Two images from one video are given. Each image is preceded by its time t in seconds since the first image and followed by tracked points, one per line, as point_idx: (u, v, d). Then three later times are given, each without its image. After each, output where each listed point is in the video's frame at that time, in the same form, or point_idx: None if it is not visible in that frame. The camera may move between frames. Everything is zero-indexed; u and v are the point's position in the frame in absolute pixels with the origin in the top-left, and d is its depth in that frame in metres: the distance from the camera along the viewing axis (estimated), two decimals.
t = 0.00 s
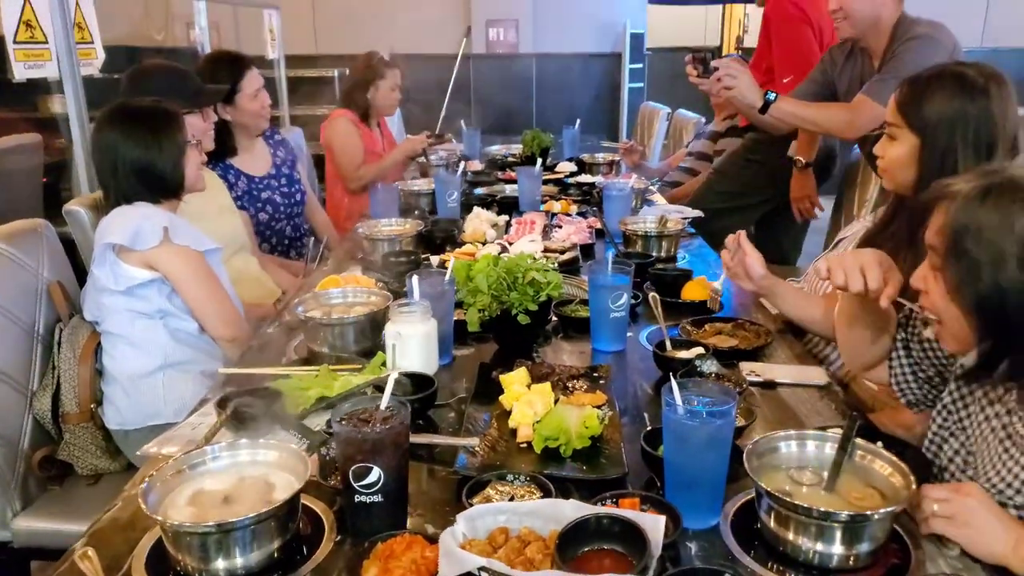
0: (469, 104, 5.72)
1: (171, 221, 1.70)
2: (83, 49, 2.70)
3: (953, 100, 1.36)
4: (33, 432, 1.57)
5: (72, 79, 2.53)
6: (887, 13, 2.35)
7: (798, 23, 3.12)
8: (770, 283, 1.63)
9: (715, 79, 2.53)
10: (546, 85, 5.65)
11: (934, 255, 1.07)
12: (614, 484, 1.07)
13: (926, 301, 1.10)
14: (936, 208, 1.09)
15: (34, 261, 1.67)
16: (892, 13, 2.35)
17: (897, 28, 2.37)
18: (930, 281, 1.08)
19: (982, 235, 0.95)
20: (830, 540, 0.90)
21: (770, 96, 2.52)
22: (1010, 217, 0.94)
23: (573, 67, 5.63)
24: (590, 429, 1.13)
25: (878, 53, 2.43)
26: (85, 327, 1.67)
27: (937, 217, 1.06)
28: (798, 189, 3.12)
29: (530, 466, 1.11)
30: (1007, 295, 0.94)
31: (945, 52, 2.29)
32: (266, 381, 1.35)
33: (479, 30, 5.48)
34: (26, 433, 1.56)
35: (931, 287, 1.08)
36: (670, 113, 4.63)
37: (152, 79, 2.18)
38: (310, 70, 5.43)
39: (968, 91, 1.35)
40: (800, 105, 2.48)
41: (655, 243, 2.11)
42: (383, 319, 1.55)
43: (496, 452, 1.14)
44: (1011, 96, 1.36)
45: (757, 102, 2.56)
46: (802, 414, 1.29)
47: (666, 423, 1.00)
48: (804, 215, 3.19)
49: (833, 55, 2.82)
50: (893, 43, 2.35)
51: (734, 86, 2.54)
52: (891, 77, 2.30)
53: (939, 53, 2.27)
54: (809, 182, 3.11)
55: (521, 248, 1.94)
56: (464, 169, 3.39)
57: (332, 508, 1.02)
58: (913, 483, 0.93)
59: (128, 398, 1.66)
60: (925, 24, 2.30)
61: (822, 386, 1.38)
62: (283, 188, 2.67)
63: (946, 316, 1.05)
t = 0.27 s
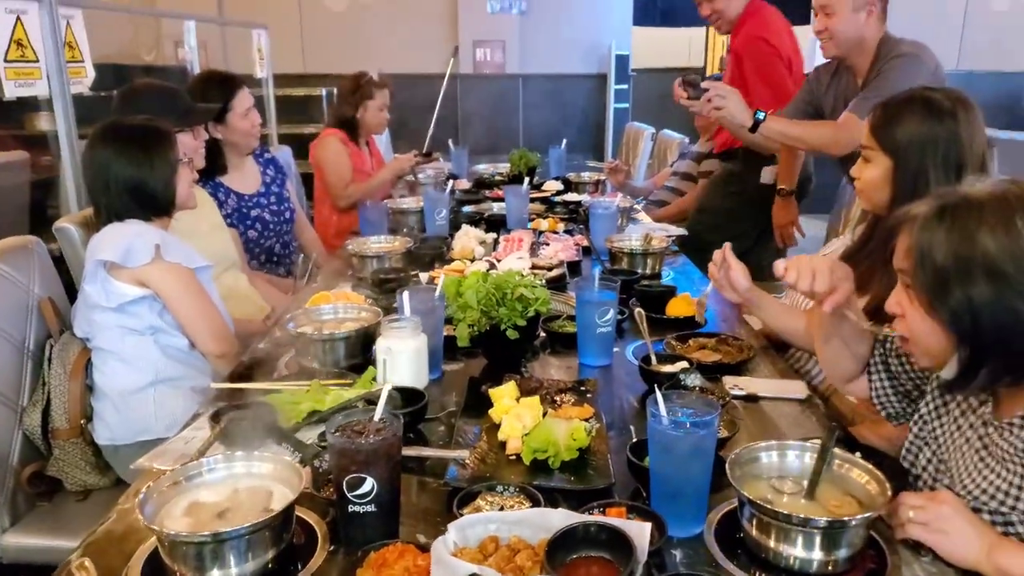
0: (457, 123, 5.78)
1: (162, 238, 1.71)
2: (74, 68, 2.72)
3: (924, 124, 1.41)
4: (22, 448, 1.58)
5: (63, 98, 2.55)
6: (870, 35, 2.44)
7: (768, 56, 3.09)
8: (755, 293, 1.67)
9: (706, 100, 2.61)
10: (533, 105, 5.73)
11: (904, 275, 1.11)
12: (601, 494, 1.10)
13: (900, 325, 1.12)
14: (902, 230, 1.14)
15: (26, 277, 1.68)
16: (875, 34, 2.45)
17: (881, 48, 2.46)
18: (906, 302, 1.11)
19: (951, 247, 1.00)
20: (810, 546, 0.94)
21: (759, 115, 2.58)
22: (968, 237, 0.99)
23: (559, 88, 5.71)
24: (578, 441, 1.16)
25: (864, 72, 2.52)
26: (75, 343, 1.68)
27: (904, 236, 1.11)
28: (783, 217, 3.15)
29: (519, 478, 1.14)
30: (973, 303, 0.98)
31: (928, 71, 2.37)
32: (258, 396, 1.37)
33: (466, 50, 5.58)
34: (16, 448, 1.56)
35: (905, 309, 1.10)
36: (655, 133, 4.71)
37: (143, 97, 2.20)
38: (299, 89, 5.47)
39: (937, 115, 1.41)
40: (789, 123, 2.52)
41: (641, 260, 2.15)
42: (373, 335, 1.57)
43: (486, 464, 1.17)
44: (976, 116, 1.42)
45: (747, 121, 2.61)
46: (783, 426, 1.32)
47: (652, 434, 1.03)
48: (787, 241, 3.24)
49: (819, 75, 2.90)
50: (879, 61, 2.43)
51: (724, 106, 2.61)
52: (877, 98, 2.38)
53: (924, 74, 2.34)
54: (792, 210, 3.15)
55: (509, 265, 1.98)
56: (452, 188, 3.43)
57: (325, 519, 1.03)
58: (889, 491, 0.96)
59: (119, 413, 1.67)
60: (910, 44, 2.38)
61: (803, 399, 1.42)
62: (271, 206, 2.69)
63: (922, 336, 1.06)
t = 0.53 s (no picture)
0: (447, 139, 5.84)
1: (153, 252, 1.74)
2: (69, 84, 2.75)
3: (903, 140, 1.46)
4: (18, 459, 1.59)
5: (58, 114, 2.57)
6: (893, 31, 2.52)
7: (729, 74, 3.13)
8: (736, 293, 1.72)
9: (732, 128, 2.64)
10: (522, 121, 5.79)
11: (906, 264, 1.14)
12: (590, 498, 1.13)
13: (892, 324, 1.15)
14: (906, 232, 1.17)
15: (22, 290, 1.70)
16: (900, 33, 2.53)
17: (905, 51, 2.53)
18: (904, 294, 1.15)
19: (958, 245, 1.02)
20: (792, 545, 0.97)
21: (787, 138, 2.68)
22: (978, 236, 1.01)
23: (549, 104, 5.78)
24: (567, 448, 1.19)
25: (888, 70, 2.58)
26: (71, 356, 1.70)
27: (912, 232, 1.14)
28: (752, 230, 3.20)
29: (510, 483, 1.17)
30: (973, 298, 1.01)
31: (953, 75, 2.44)
32: (253, 406, 1.39)
33: (456, 66, 5.69)
34: (12, 460, 1.58)
35: (904, 302, 1.13)
36: (642, 148, 4.79)
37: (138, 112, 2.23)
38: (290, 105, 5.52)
39: (911, 131, 1.46)
40: (818, 142, 2.63)
41: (628, 273, 2.20)
42: (366, 346, 1.60)
43: (477, 470, 1.20)
44: (949, 133, 1.48)
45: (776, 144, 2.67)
46: (767, 433, 1.36)
47: (639, 439, 1.06)
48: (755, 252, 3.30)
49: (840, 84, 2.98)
50: (901, 66, 2.51)
51: (751, 133, 2.65)
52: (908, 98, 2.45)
53: (947, 78, 2.43)
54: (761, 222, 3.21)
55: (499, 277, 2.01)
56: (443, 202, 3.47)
57: (321, 524, 1.06)
58: (866, 492, 1.00)
59: (114, 424, 1.68)
60: (932, 49, 2.46)
61: (786, 407, 1.46)
62: (259, 222, 2.69)
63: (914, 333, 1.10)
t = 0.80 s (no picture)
0: (444, 151, 5.89)
1: (124, 267, 1.64)
2: (71, 95, 2.78)
3: (895, 155, 1.49)
4: (19, 466, 1.63)
5: (60, 125, 2.60)
6: (953, 34, 2.46)
7: (724, 83, 3.15)
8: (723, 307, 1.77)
9: (773, 124, 2.60)
10: (518, 134, 5.85)
11: (923, 255, 1.16)
12: (584, 502, 1.16)
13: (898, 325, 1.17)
14: (924, 230, 1.19)
15: (26, 297, 1.73)
16: (960, 35, 2.46)
17: (963, 54, 2.48)
18: (915, 284, 1.16)
19: (990, 242, 1.03)
20: (779, 548, 0.99)
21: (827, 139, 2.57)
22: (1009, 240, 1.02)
23: (545, 118, 5.84)
24: (561, 454, 1.22)
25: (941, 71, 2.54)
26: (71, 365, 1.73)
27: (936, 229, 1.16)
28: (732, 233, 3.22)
29: (505, 488, 1.19)
30: (1005, 299, 1.02)
31: (1004, 88, 2.44)
32: (252, 412, 1.41)
33: (453, 80, 5.73)
34: (13, 466, 1.61)
35: (915, 290, 1.15)
36: (637, 161, 4.84)
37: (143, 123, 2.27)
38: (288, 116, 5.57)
39: (901, 145, 1.50)
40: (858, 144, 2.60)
41: (623, 283, 2.23)
42: (364, 354, 1.63)
43: (473, 475, 1.22)
44: (937, 148, 1.52)
45: (814, 145, 2.56)
46: (756, 440, 1.39)
47: (631, 444, 1.08)
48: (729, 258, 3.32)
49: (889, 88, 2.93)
50: (953, 72, 2.48)
51: (791, 133, 2.57)
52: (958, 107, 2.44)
53: (997, 91, 2.43)
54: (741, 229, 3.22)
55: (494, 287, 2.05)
56: (440, 214, 3.50)
57: (320, 526, 1.08)
58: (851, 495, 1.03)
59: (104, 437, 1.69)
60: (990, 57, 2.43)
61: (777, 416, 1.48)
62: (265, 233, 2.74)
63: (926, 326, 1.11)
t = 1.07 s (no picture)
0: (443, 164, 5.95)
1: (108, 301, 1.57)
2: (77, 110, 2.84)
3: (885, 169, 1.54)
4: (25, 474, 1.67)
5: (66, 139, 2.66)
6: (982, 38, 2.52)
7: (738, 99, 3.22)
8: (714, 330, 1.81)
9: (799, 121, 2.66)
10: (517, 147, 5.91)
11: (910, 257, 1.22)
12: (580, 506, 1.19)
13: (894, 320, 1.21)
14: (909, 234, 1.26)
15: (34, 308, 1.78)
16: (989, 39, 2.53)
17: (988, 61, 2.53)
18: (902, 284, 1.22)
19: (974, 248, 1.11)
20: (771, 549, 1.02)
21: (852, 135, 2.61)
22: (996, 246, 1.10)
23: (543, 131, 5.90)
24: (558, 459, 1.25)
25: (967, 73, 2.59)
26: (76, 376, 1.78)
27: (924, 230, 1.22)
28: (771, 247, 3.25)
29: (503, 492, 1.22)
30: (992, 303, 1.09)
31: None
32: (256, 419, 1.44)
33: (452, 94, 5.79)
34: (20, 474, 1.66)
35: (903, 291, 1.21)
36: (634, 175, 4.89)
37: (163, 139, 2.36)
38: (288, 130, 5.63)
39: (891, 159, 1.54)
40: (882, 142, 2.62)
41: (619, 294, 2.27)
42: (365, 363, 1.66)
43: (472, 480, 1.25)
44: (924, 161, 1.56)
45: (838, 140, 2.60)
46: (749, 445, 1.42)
47: (625, 449, 1.12)
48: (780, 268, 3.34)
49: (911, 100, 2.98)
50: (978, 78, 2.52)
51: (815, 128, 2.63)
52: (980, 110, 2.48)
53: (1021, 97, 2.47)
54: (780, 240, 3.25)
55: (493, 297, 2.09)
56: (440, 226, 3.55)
57: (323, 528, 1.11)
58: (839, 498, 1.06)
59: (102, 456, 1.65)
60: (1015, 64, 2.48)
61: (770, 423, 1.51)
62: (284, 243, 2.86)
63: (915, 327, 1.17)
